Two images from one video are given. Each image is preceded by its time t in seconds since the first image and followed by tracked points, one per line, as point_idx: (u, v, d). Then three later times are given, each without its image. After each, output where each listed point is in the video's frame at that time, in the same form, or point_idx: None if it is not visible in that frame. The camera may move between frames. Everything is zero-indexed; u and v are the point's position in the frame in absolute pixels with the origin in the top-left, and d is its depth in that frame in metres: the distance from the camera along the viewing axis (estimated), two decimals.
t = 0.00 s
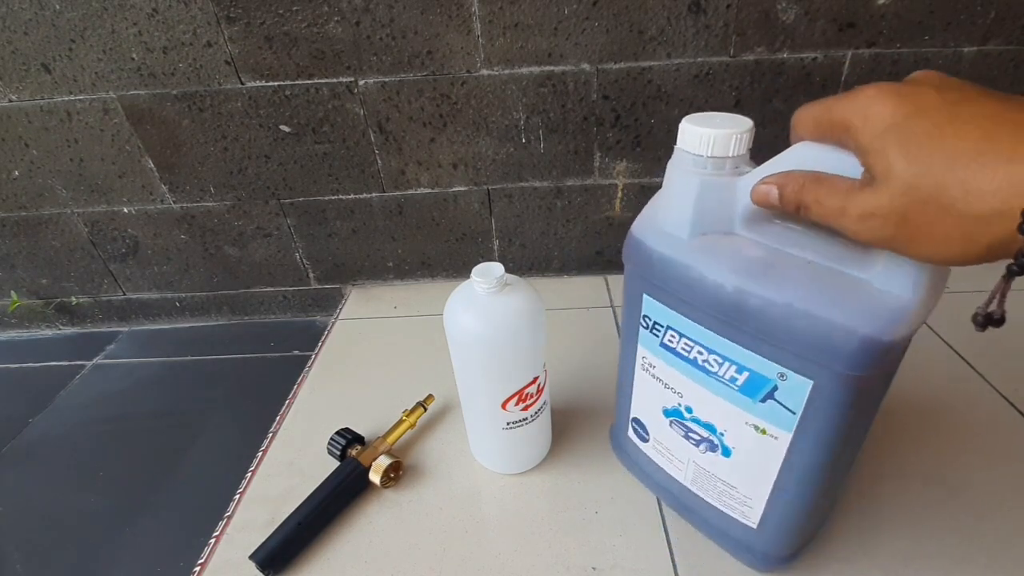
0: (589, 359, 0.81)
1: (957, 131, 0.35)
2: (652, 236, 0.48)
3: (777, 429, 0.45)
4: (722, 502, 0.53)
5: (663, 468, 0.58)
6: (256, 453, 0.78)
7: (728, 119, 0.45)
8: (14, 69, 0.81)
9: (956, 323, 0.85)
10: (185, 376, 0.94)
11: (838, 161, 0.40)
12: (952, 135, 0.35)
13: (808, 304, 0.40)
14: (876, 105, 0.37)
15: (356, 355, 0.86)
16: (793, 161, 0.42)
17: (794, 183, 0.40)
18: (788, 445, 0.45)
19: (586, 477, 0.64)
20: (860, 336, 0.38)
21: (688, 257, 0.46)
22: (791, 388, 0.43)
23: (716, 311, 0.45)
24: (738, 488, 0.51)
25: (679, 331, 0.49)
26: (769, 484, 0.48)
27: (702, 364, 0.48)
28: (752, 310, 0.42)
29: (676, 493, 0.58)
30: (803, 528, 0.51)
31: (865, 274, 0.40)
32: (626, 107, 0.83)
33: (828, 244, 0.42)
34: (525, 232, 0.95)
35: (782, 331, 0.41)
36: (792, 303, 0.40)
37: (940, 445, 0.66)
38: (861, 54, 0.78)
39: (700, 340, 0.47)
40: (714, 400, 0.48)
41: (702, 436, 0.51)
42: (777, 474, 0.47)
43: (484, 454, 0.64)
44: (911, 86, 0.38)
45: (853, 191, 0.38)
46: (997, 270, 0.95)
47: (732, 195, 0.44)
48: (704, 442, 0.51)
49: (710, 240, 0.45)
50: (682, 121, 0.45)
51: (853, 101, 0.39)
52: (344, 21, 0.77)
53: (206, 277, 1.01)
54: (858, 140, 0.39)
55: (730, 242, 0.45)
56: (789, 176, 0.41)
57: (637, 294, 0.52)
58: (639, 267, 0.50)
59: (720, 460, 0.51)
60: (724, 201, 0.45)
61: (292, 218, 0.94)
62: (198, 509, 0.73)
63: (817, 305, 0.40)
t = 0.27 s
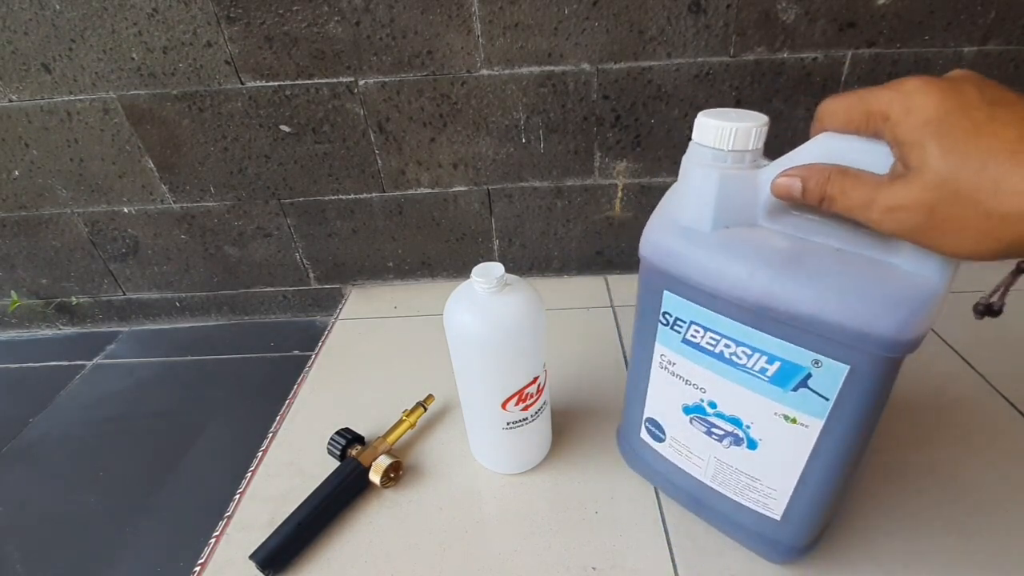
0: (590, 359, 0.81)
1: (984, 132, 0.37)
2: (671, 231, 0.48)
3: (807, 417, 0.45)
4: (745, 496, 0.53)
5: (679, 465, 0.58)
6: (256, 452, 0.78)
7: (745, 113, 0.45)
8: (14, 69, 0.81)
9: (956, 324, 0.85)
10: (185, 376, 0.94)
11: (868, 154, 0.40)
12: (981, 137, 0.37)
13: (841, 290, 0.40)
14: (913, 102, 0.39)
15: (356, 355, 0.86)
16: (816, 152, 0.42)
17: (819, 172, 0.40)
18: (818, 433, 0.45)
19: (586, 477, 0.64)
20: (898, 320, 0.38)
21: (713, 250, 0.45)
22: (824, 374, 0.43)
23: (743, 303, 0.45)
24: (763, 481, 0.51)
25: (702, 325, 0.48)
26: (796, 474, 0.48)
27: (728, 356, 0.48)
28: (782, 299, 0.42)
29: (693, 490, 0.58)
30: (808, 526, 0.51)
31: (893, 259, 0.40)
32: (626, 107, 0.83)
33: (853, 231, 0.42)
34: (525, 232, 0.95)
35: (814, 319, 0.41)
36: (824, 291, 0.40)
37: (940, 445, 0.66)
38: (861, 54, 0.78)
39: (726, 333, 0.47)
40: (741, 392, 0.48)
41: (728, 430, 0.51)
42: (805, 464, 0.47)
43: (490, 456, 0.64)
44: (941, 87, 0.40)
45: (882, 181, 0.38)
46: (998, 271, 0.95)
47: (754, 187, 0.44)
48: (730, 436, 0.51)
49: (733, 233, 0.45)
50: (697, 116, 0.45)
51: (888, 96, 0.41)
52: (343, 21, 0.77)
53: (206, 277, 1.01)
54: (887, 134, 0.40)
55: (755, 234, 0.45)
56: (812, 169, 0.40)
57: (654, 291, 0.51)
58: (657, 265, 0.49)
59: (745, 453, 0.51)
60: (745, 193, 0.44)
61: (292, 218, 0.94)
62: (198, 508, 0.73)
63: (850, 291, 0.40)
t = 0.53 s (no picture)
0: (590, 359, 0.81)
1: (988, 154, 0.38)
2: (664, 241, 0.48)
3: (801, 427, 0.46)
4: (741, 502, 0.53)
5: (676, 470, 0.58)
6: (256, 453, 0.78)
7: (737, 120, 0.45)
8: (14, 69, 0.81)
9: (957, 324, 0.85)
10: (185, 376, 0.94)
11: (868, 168, 0.40)
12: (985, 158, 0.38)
13: (832, 304, 0.40)
14: (925, 113, 0.39)
15: (356, 355, 0.86)
16: (811, 159, 0.42)
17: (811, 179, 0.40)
18: (813, 442, 0.46)
19: (586, 477, 0.64)
20: (888, 334, 0.38)
21: (705, 262, 0.45)
22: (816, 385, 0.43)
23: (735, 315, 0.45)
24: (759, 487, 0.51)
25: (695, 336, 0.49)
26: (791, 481, 0.48)
27: (721, 367, 0.48)
28: (773, 312, 0.43)
29: (691, 494, 0.58)
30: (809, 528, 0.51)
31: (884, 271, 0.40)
32: (626, 107, 0.83)
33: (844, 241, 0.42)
34: (525, 232, 0.95)
35: (806, 332, 0.42)
36: (815, 304, 0.41)
37: (940, 446, 0.66)
38: (861, 54, 0.78)
39: (718, 344, 0.47)
40: (734, 402, 0.48)
41: (723, 438, 0.51)
42: (800, 471, 0.47)
43: (491, 457, 0.64)
44: (953, 102, 0.40)
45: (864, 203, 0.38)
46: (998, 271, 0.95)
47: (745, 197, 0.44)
48: (725, 444, 0.51)
49: (725, 244, 0.45)
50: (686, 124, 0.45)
51: (900, 106, 0.41)
52: (344, 21, 0.77)
53: (206, 277, 1.01)
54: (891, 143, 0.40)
55: (747, 244, 0.45)
56: (802, 178, 0.40)
57: (647, 299, 0.51)
58: (650, 274, 0.50)
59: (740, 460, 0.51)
60: (737, 203, 0.44)
61: (291, 218, 0.94)
62: (198, 509, 0.73)
63: (841, 304, 0.40)
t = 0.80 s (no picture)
0: (590, 359, 0.81)
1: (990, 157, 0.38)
2: (663, 241, 0.48)
3: (801, 427, 0.46)
4: (741, 502, 0.53)
5: (676, 471, 0.58)
6: (256, 452, 0.78)
7: (737, 120, 0.45)
8: (14, 69, 0.81)
9: (957, 325, 0.85)
10: (185, 376, 0.94)
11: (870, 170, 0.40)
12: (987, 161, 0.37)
13: (832, 304, 0.40)
14: (925, 117, 0.40)
15: (356, 355, 0.86)
16: (814, 160, 0.42)
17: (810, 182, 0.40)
18: (813, 442, 0.46)
19: (586, 477, 0.64)
20: (889, 334, 0.38)
21: (705, 262, 0.45)
22: (816, 386, 0.43)
23: (735, 315, 0.45)
24: (759, 487, 0.51)
25: (695, 337, 0.49)
26: (790, 481, 0.48)
27: (721, 367, 0.48)
28: (773, 312, 0.43)
29: (690, 494, 0.58)
30: (809, 528, 0.51)
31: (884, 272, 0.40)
32: (626, 107, 0.83)
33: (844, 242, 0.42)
34: (525, 232, 0.95)
35: (806, 332, 0.42)
36: (815, 304, 0.41)
37: (940, 445, 0.66)
38: (861, 54, 0.78)
39: (718, 344, 0.47)
40: (734, 402, 0.48)
41: (723, 438, 0.51)
42: (800, 471, 0.47)
43: (491, 457, 0.64)
44: (955, 107, 0.40)
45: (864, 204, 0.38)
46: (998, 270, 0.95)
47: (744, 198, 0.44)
48: (725, 445, 0.51)
49: (725, 244, 0.45)
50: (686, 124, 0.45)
51: (901, 111, 0.41)
52: (344, 21, 0.77)
53: (206, 277, 1.01)
54: (891, 147, 0.40)
55: (746, 245, 0.45)
56: (802, 180, 0.40)
57: (647, 300, 0.51)
58: (650, 274, 0.49)
59: (741, 461, 0.51)
60: (737, 204, 0.44)
61: (291, 218, 0.94)
62: (199, 508, 0.73)
63: (841, 305, 0.40)
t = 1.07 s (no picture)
0: (590, 359, 0.81)
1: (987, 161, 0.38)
2: (664, 241, 0.48)
3: (801, 427, 0.46)
4: (742, 502, 0.53)
5: (676, 471, 0.58)
6: (256, 452, 0.78)
7: (736, 121, 0.45)
8: (14, 69, 0.81)
9: (957, 325, 0.85)
10: (185, 376, 0.94)
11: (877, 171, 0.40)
12: (986, 163, 0.38)
13: (831, 305, 0.40)
14: (925, 119, 0.40)
15: (356, 355, 0.86)
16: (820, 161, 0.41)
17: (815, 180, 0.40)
18: (813, 443, 0.46)
19: (586, 477, 0.64)
20: (888, 335, 0.38)
21: (705, 262, 0.45)
22: (815, 386, 0.43)
23: (734, 316, 0.45)
24: (760, 487, 0.51)
25: (695, 337, 0.49)
26: (790, 481, 0.48)
27: (721, 367, 0.48)
28: (773, 312, 0.43)
29: (690, 494, 0.58)
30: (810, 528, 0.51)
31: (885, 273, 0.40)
32: (626, 107, 0.83)
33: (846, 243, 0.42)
34: (525, 232, 0.95)
35: (805, 332, 0.42)
36: (815, 305, 0.41)
37: (940, 446, 0.66)
38: (861, 54, 0.78)
39: (718, 344, 0.47)
40: (734, 402, 0.48)
41: (723, 439, 0.51)
42: (800, 471, 0.47)
43: (491, 457, 0.64)
44: (954, 108, 0.41)
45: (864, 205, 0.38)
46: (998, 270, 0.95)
47: (745, 198, 0.44)
48: (724, 444, 0.51)
49: (725, 244, 0.45)
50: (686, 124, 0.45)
51: (901, 112, 0.41)
52: (344, 21, 0.77)
53: (206, 277, 1.01)
54: (891, 148, 0.40)
55: (746, 245, 0.45)
56: (801, 180, 0.40)
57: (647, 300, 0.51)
58: (650, 274, 0.49)
59: (740, 461, 0.51)
60: (737, 203, 0.44)
61: (292, 218, 0.94)
62: (198, 509, 0.73)
63: (840, 305, 0.40)
